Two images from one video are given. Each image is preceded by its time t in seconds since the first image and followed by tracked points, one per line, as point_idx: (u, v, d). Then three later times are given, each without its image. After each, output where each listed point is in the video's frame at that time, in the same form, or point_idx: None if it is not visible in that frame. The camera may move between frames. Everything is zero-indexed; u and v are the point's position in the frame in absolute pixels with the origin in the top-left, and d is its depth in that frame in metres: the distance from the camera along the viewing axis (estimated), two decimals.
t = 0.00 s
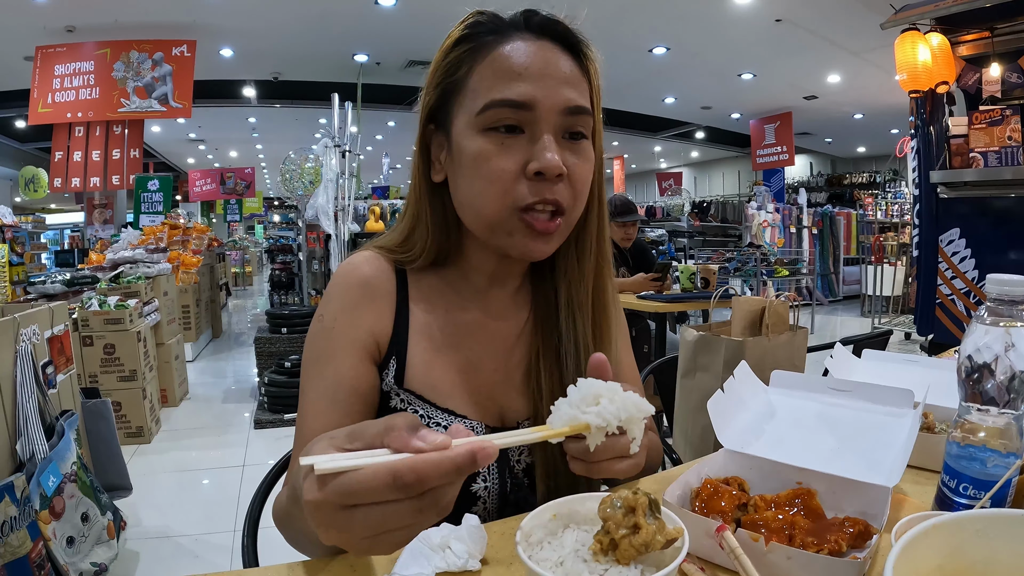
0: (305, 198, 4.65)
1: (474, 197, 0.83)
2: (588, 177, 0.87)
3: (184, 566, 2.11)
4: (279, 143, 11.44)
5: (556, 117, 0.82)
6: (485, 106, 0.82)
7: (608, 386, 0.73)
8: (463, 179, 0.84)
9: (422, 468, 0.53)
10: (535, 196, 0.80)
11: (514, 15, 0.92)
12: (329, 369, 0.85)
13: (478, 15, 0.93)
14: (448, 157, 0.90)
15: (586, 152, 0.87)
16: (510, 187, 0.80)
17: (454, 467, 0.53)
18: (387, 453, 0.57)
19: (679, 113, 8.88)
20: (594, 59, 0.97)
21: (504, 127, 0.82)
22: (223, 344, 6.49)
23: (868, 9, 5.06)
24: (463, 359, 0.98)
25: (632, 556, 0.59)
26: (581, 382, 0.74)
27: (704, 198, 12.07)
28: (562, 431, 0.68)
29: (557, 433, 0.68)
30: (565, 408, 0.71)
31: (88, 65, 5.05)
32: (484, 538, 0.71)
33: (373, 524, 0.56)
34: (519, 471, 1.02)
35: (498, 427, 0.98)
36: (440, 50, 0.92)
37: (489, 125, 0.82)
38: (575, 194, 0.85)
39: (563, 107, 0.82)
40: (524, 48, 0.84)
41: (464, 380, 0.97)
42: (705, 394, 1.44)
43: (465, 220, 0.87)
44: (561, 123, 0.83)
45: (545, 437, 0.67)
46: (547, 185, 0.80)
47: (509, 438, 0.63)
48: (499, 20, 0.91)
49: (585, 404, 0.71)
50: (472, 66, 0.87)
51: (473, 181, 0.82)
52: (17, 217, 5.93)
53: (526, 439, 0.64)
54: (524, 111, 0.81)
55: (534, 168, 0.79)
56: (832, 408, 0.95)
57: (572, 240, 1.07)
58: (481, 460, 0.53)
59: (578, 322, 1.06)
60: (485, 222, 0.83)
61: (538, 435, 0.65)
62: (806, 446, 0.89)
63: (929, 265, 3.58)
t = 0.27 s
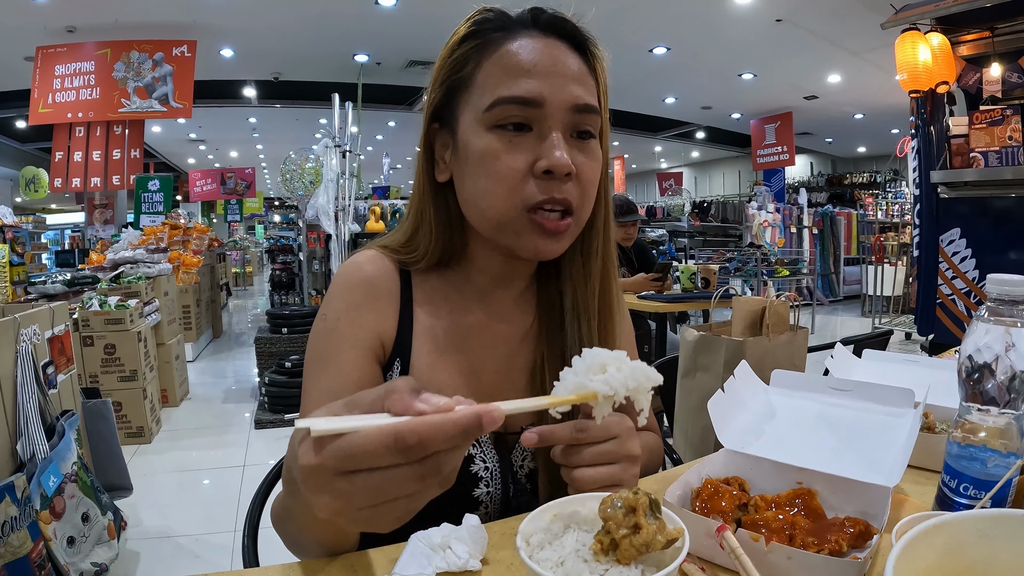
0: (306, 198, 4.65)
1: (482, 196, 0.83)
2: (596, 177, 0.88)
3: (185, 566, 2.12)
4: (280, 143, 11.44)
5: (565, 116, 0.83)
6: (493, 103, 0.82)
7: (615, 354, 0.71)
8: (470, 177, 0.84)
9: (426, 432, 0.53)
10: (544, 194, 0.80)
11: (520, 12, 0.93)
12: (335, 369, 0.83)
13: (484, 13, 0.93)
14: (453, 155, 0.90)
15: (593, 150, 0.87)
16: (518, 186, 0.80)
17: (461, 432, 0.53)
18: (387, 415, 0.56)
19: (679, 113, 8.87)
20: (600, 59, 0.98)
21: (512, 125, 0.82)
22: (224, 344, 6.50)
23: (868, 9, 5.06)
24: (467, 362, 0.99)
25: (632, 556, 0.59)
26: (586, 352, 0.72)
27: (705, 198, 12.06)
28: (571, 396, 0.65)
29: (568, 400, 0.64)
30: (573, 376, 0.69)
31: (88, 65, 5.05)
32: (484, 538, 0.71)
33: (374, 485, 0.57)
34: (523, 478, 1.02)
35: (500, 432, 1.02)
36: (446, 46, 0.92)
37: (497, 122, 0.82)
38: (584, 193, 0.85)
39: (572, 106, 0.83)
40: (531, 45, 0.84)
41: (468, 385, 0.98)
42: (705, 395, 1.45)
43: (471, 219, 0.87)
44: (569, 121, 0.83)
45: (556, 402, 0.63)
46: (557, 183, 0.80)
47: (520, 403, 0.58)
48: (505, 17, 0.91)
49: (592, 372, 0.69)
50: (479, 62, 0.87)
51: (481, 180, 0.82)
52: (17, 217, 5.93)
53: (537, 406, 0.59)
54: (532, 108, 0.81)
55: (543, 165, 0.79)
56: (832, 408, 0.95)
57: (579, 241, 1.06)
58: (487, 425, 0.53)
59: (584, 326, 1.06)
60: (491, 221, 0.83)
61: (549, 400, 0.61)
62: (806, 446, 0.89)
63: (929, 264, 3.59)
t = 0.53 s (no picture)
0: (306, 199, 4.65)
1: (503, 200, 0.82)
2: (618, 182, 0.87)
3: (186, 566, 2.12)
4: (280, 144, 11.44)
5: (589, 119, 0.82)
6: (514, 103, 0.81)
7: (624, 322, 0.70)
8: (490, 181, 0.83)
9: (434, 396, 0.51)
10: (567, 200, 0.80)
11: (539, 9, 0.92)
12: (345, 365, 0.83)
13: (503, 9, 0.92)
14: (469, 157, 0.89)
15: (614, 154, 0.87)
16: (541, 191, 0.80)
17: (469, 394, 0.51)
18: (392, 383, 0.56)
19: (679, 113, 8.87)
20: (617, 55, 0.98)
21: (536, 127, 0.81)
22: (224, 344, 6.50)
23: (869, 9, 5.05)
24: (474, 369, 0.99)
25: (632, 556, 0.59)
26: (593, 321, 0.71)
27: (705, 198, 12.07)
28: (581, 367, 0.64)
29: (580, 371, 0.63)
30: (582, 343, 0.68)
31: (89, 66, 5.06)
32: (484, 538, 0.71)
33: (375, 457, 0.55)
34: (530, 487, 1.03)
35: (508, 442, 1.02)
36: (462, 45, 0.92)
37: (519, 124, 0.81)
38: (606, 197, 0.84)
39: (596, 109, 0.82)
40: (552, 43, 0.84)
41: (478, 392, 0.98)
42: (706, 394, 1.45)
43: (490, 224, 0.87)
44: (592, 124, 0.83)
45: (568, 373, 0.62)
46: (582, 188, 0.79)
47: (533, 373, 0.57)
48: (524, 14, 0.90)
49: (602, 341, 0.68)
50: (498, 61, 0.87)
51: (502, 184, 0.81)
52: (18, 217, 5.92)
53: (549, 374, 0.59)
54: (556, 110, 0.80)
55: (568, 171, 0.78)
56: (832, 409, 0.95)
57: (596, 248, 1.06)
58: (495, 389, 0.51)
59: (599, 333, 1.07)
60: (512, 227, 0.83)
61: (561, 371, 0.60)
62: (806, 446, 0.89)
63: (929, 265, 3.58)
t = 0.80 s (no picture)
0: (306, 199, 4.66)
1: (534, 215, 0.79)
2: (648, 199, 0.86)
3: (186, 566, 2.12)
4: (281, 144, 11.45)
5: (630, 134, 0.80)
6: (552, 114, 0.78)
7: (627, 368, 0.71)
8: (519, 193, 0.80)
9: (450, 460, 0.51)
10: (604, 219, 0.78)
11: (575, 9, 0.89)
12: (338, 377, 0.83)
13: (537, 7, 0.89)
14: (493, 163, 0.86)
15: (647, 169, 0.85)
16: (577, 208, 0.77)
17: (481, 457, 0.52)
18: (402, 444, 0.56)
19: (679, 113, 8.87)
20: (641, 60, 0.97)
21: (574, 140, 0.78)
22: (225, 344, 6.51)
23: (869, 9, 5.05)
24: (478, 378, 0.99)
25: (633, 555, 0.59)
26: (599, 368, 0.71)
27: (705, 198, 12.07)
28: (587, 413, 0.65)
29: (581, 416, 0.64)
30: (586, 391, 0.68)
31: (89, 66, 5.06)
32: (485, 539, 0.71)
33: (390, 520, 0.54)
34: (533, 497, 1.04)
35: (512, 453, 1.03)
36: (491, 43, 0.88)
37: (556, 136, 0.78)
38: (637, 215, 0.83)
39: (637, 123, 0.80)
40: (593, 50, 0.81)
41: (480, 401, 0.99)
42: (707, 394, 1.45)
43: (515, 237, 0.84)
44: (631, 139, 0.80)
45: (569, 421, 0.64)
46: (619, 207, 0.77)
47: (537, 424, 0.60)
48: (561, 14, 0.87)
49: (606, 389, 0.69)
50: (534, 63, 0.83)
51: (533, 198, 0.78)
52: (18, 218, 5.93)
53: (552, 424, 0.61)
54: (597, 122, 0.77)
55: (607, 190, 0.76)
56: (833, 409, 0.95)
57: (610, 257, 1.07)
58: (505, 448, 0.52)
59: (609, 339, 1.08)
60: (541, 243, 0.80)
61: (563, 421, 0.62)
62: (806, 445, 0.89)
63: (930, 264, 3.58)
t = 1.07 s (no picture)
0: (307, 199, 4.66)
1: (543, 225, 0.79)
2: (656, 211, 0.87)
3: (187, 566, 2.12)
4: (281, 144, 11.44)
5: (647, 148, 0.80)
6: (569, 123, 0.78)
7: (635, 390, 0.70)
8: (529, 202, 0.80)
9: (450, 478, 0.52)
10: (612, 233, 0.78)
11: (594, 14, 0.88)
12: (339, 377, 0.83)
13: (556, 9, 0.88)
14: (503, 168, 0.86)
15: (657, 182, 0.86)
16: (586, 222, 0.78)
17: (482, 472, 0.52)
18: (404, 457, 0.56)
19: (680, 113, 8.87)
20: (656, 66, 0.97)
21: (587, 152, 0.78)
22: (225, 344, 6.51)
23: (870, 9, 5.05)
24: (483, 382, 0.99)
25: (633, 556, 0.59)
26: (604, 387, 0.71)
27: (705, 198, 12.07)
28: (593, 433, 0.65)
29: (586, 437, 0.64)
30: (592, 412, 0.68)
31: (90, 66, 5.06)
32: (485, 539, 0.71)
33: (386, 531, 0.54)
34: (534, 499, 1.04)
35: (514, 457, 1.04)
36: (508, 44, 0.87)
37: (570, 147, 0.78)
38: (647, 227, 0.84)
39: (654, 137, 0.80)
40: (613, 59, 0.80)
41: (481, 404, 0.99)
42: (707, 395, 1.45)
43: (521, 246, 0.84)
44: (645, 153, 0.80)
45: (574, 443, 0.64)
46: (630, 222, 0.78)
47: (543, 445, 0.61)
48: (580, 19, 0.87)
49: (613, 411, 0.68)
50: (552, 68, 0.82)
51: (545, 209, 0.79)
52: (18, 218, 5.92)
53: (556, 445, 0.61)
54: (612, 135, 0.77)
55: (618, 206, 0.77)
56: (832, 409, 0.95)
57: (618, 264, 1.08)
58: (506, 466, 0.52)
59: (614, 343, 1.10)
60: (550, 253, 0.81)
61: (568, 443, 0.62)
62: (807, 446, 0.89)
63: (930, 265, 3.58)
